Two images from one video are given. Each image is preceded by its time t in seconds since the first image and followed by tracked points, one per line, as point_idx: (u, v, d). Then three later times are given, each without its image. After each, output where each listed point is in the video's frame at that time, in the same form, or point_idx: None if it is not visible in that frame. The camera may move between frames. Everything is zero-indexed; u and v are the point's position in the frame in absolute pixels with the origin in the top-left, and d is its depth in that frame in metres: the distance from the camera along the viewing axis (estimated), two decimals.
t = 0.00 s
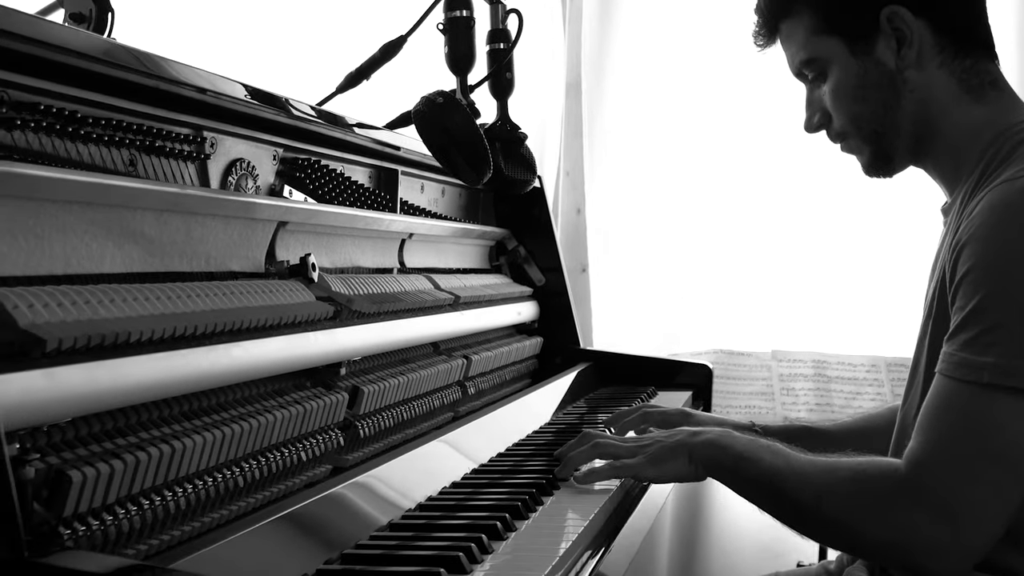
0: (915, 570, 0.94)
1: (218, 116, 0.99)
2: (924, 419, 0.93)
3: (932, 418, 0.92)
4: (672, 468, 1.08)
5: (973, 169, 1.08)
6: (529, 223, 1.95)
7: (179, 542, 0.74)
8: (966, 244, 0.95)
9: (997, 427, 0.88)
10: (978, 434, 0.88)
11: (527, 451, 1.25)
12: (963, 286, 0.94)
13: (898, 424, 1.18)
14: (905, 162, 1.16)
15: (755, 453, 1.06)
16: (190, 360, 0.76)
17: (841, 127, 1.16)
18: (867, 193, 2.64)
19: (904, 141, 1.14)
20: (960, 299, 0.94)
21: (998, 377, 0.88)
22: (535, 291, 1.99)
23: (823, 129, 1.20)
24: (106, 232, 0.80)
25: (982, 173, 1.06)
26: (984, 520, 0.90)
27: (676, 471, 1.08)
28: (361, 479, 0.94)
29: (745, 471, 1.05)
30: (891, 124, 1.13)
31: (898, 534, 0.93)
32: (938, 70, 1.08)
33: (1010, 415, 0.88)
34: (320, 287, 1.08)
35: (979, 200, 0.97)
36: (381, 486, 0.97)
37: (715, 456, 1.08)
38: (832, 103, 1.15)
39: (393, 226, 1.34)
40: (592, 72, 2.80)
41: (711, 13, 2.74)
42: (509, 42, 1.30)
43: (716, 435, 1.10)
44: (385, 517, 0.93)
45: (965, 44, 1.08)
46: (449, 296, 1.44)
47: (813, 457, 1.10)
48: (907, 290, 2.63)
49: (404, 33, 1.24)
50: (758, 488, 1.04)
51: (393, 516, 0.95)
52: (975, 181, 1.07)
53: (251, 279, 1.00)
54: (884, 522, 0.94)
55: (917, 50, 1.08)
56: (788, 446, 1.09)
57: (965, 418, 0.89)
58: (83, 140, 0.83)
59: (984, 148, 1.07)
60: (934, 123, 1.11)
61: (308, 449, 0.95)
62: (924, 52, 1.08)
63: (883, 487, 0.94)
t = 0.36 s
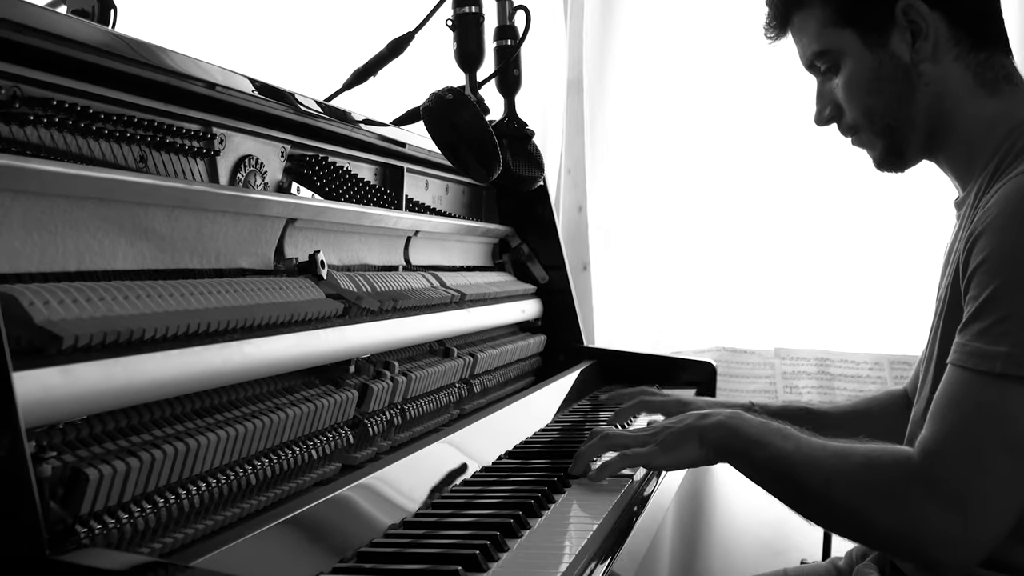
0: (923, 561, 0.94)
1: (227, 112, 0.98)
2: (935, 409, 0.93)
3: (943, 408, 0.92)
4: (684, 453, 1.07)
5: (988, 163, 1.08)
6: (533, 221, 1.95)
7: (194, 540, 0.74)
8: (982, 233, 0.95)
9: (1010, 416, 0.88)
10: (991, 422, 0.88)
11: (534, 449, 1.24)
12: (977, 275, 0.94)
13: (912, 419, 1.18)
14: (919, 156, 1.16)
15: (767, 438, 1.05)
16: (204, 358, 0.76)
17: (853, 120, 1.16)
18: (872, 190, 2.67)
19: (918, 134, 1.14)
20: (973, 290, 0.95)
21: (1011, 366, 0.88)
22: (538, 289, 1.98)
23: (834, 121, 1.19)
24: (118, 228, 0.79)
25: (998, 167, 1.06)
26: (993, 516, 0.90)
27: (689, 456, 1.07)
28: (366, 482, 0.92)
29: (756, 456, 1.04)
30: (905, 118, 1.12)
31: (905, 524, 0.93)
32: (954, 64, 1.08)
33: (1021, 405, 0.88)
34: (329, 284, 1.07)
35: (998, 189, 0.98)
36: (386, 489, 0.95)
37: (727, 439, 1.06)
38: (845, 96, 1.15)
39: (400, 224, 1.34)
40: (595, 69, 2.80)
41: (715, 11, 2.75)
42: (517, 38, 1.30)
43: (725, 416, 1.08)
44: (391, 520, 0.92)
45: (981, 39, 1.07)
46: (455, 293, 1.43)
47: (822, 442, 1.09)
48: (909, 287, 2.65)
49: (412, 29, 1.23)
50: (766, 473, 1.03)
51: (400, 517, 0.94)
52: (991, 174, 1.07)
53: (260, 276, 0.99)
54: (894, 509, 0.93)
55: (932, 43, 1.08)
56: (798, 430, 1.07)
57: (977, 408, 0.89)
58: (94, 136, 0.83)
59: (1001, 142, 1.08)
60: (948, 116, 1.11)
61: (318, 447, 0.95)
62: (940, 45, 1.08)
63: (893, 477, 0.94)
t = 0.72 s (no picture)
0: (915, 555, 0.94)
1: (233, 111, 0.98)
2: (937, 402, 0.92)
3: (945, 401, 0.91)
4: (681, 446, 1.08)
5: (989, 164, 1.09)
6: (535, 222, 1.95)
7: (201, 540, 0.74)
8: (988, 230, 0.95)
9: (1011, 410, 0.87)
10: (991, 415, 0.88)
11: (538, 450, 1.24)
12: (982, 270, 0.94)
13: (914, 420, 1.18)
14: (917, 160, 1.16)
15: (763, 428, 1.06)
16: (213, 357, 0.76)
17: (851, 120, 1.14)
18: (872, 190, 2.67)
19: (918, 136, 1.14)
20: (977, 283, 0.94)
21: (1012, 361, 0.88)
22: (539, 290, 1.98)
23: (829, 122, 1.18)
24: (126, 228, 0.79)
25: (995, 173, 1.06)
26: (989, 511, 0.89)
27: (687, 448, 1.08)
28: (368, 483, 0.91)
29: (752, 446, 1.05)
30: (907, 118, 1.12)
31: (901, 519, 0.92)
32: (956, 64, 1.09)
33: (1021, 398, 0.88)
34: (335, 284, 1.07)
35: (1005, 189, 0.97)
36: (387, 492, 0.93)
37: (723, 430, 1.08)
38: (845, 95, 1.13)
39: (403, 224, 1.34)
40: (595, 69, 2.80)
41: (713, 12, 2.76)
42: (521, 39, 1.30)
43: (722, 408, 1.10)
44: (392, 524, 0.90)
45: (984, 39, 1.08)
46: (458, 294, 1.43)
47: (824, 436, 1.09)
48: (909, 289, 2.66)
49: (416, 29, 1.22)
50: (764, 465, 1.04)
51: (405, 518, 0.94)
52: (991, 176, 1.06)
53: (266, 276, 0.99)
54: (890, 501, 0.93)
55: (938, 43, 1.08)
56: (796, 420, 1.08)
57: (979, 402, 0.89)
58: (102, 136, 0.83)
59: (1002, 141, 1.08)
60: (949, 119, 1.11)
61: (325, 447, 0.95)
62: (946, 45, 1.08)
63: (890, 470, 0.94)
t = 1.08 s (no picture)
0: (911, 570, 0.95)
1: (233, 117, 0.99)
2: (934, 422, 0.94)
3: (941, 421, 0.93)
4: (685, 462, 1.09)
5: (974, 172, 1.10)
6: (529, 226, 1.96)
7: (208, 543, 0.74)
8: (979, 250, 0.96)
9: (1002, 429, 0.89)
10: (983, 436, 0.89)
11: (536, 452, 1.25)
12: (974, 290, 0.95)
13: (913, 409, 1.19)
14: (902, 164, 1.18)
15: (767, 447, 1.06)
16: (218, 361, 0.77)
17: (833, 126, 1.17)
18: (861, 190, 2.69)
19: (901, 137, 1.15)
20: (970, 304, 0.96)
21: (1009, 382, 0.89)
22: (534, 294, 1.99)
23: (814, 129, 1.22)
24: (130, 234, 0.80)
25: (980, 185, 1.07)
26: (989, 529, 0.90)
27: (691, 464, 1.09)
28: (364, 490, 0.90)
29: (756, 464, 1.06)
30: (888, 120, 1.14)
31: (899, 535, 0.94)
32: (934, 63, 1.10)
33: (1013, 420, 0.89)
34: (334, 289, 1.08)
35: (995, 206, 0.98)
36: (384, 498, 0.93)
37: (727, 447, 1.09)
38: (825, 99, 1.16)
39: (401, 229, 1.35)
40: (586, 74, 2.81)
41: (703, 17, 2.77)
42: (517, 44, 1.31)
43: (727, 425, 1.11)
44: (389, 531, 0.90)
45: (961, 41, 1.10)
46: (455, 298, 1.44)
47: (827, 456, 1.10)
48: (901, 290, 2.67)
49: (414, 35, 1.23)
50: (769, 484, 1.05)
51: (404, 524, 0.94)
52: (978, 185, 1.07)
53: (267, 281, 0.99)
54: (886, 520, 0.95)
55: (912, 42, 1.10)
56: (798, 438, 1.09)
57: (972, 422, 0.90)
58: (105, 142, 0.83)
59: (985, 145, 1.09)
60: (931, 119, 1.12)
61: (326, 451, 0.95)
62: (921, 44, 1.10)
63: (891, 489, 0.95)
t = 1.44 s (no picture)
0: None
1: (229, 125, 0.98)
2: (932, 443, 0.93)
3: (940, 442, 0.93)
4: (685, 474, 1.06)
5: (968, 179, 1.11)
6: (528, 232, 1.95)
7: (207, 556, 0.73)
8: (974, 267, 0.97)
9: (1000, 447, 0.89)
10: (981, 456, 0.89)
11: (538, 459, 1.24)
12: (969, 309, 0.96)
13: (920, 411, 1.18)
14: (893, 164, 1.18)
15: (766, 460, 1.05)
16: (214, 372, 0.76)
17: (826, 124, 1.16)
18: (859, 192, 2.69)
19: (895, 138, 1.15)
20: (966, 323, 0.96)
21: (1005, 403, 0.90)
22: (534, 299, 1.99)
23: (806, 127, 1.19)
24: (127, 244, 0.79)
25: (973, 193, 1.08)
26: (990, 548, 0.91)
27: (691, 476, 1.07)
28: (369, 499, 0.89)
29: (756, 479, 1.05)
30: (882, 120, 1.14)
31: (902, 556, 0.94)
32: (930, 64, 1.10)
33: (1012, 441, 0.89)
34: (332, 298, 1.07)
35: (989, 223, 0.98)
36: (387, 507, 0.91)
37: (728, 460, 1.07)
38: (818, 99, 1.15)
39: (399, 236, 1.34)
40: (585, 79, 2.81)
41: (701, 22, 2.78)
42: (515, 50, 1.30)
43: (727, 437, 1.09)
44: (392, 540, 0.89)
45: (958, 42, 1.10)
46: (455, 305, 1.43)
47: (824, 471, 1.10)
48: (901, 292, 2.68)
49: (411, 41, 1.22)
50: (768, 499, 1.04)
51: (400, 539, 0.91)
52: (973, 191, 1.08)
53: (265, 291, 0.99)
54: (889, 539, 0.95)
55: (909, 43, 1.09)
56: (798, 451, 1.08)
57: (969, 442, 0.90)
58: (100, 152, 0.83)
59: (979, 151, 1.10)
60: (929, 122, 1.13)
61: (325, 461, 0.95)
62: (918, 45, 1.10)
63: (892, 508, 0.95)
